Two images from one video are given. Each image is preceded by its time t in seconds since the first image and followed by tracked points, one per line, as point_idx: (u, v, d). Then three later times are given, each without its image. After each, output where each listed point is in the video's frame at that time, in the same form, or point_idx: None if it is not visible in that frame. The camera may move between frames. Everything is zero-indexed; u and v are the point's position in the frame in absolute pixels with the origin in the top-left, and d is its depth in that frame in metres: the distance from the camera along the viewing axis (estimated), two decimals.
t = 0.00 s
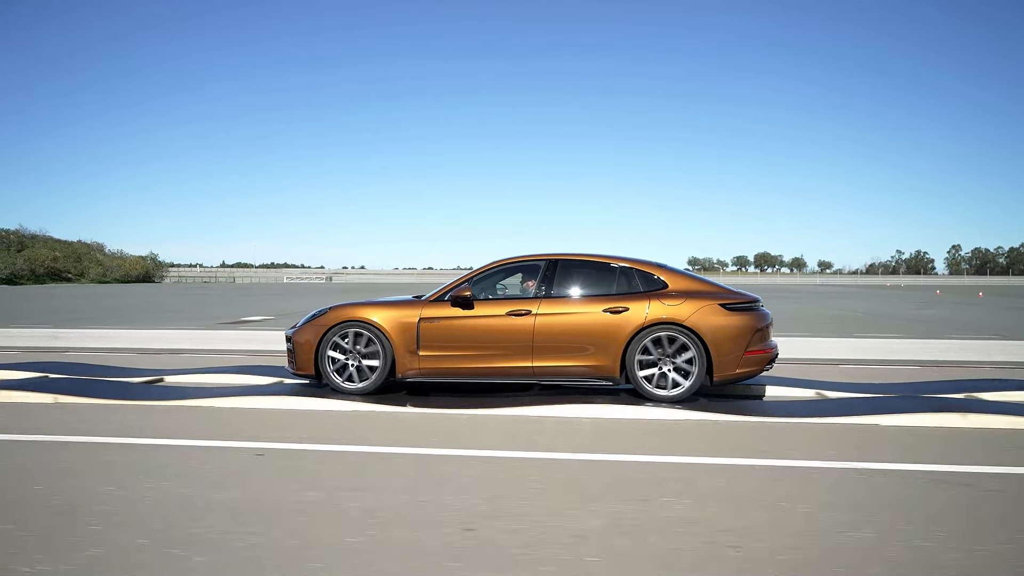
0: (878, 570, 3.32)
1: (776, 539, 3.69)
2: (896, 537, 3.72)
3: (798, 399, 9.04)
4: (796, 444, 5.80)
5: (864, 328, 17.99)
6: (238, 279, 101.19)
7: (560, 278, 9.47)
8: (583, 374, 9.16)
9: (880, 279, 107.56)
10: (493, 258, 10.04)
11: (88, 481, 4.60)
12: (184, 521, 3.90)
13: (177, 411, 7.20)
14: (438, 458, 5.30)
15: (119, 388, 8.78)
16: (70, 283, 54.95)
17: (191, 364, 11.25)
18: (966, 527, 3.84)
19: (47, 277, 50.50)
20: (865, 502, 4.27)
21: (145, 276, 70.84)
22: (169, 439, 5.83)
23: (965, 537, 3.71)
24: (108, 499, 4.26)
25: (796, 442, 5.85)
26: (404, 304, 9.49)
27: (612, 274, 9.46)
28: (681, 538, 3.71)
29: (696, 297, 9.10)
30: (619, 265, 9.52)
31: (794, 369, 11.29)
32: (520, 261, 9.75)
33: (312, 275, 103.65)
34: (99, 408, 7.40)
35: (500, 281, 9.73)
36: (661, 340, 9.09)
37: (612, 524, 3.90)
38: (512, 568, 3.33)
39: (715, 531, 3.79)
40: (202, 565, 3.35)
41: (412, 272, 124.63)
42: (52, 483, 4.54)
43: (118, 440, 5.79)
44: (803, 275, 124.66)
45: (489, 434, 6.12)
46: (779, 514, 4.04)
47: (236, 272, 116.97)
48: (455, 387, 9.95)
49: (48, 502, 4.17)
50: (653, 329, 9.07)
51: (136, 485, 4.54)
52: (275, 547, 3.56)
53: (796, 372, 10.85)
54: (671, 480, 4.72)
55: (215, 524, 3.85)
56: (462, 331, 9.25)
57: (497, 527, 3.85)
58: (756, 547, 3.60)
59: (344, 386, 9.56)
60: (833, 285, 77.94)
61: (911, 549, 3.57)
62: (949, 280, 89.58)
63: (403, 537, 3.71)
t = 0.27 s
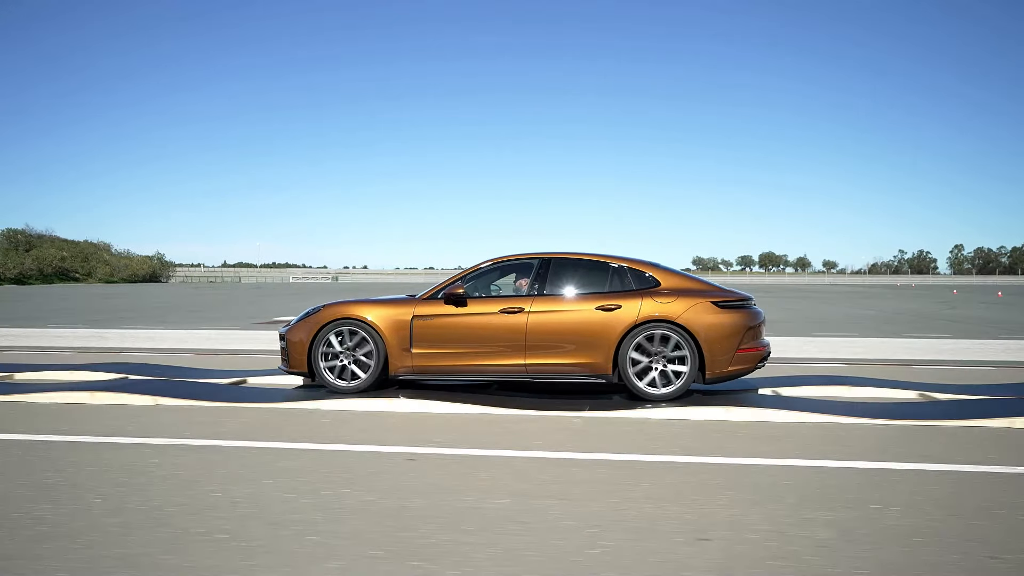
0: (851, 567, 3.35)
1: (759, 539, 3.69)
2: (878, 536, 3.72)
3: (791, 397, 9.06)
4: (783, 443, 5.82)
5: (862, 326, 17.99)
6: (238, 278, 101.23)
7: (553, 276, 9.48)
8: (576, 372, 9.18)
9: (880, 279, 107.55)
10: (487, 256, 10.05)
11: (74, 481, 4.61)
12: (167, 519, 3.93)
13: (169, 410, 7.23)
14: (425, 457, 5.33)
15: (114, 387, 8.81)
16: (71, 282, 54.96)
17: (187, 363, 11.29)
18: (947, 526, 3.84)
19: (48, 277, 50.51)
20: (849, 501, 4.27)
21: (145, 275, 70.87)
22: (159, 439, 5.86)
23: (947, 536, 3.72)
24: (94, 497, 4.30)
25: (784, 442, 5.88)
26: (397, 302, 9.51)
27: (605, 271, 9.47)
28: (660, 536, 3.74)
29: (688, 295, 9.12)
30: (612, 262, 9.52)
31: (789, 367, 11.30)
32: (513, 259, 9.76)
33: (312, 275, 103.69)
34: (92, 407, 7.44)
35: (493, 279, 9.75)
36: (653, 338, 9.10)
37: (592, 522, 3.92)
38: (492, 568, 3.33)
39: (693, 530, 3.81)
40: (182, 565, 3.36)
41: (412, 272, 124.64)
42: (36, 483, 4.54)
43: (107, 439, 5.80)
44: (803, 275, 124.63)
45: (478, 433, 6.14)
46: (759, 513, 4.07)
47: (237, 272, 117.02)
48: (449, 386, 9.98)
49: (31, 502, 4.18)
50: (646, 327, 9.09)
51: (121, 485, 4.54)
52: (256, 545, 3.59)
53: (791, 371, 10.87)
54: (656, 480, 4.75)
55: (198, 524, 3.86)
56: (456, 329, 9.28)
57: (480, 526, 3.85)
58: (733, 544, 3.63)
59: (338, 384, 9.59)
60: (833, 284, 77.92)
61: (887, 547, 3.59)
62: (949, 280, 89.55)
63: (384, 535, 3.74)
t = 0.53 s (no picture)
0: (825, 568, 3.36)
1: (738, 541, 3.67)
2: (857, 540, 3.69)
3: (782, 397, 9.07)
4: (769, 443, 5.83)
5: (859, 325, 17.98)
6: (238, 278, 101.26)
7: (545, 277, 9.49)
8: (568, 372, 9.19)
9: (880, 278, 107.52)
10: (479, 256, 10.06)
11: (53, 484, 4.58)
12: (147, 521, 3.94)
13: (158, 411, 7.25)
14: (410, 457, 5.34)
15: (106, 388, 8.82)
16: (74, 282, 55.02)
17: (181, 364, 11.30)
18: (927, 528, 3.83)
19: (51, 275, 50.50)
20: (832, 503, 4.25)
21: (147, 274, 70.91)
22: (146, 439, 5.87)
23: (926, 538, 3.70)
24: (76, 499, 4.31)
25: (771, 442, 5.88)
26: (390, 302, 9.52)
27: (596, 271, 9.48)
28: (637, 537, 3.75)
29: (680, 295, 9.13)
30: (604, 262, 9.53)
31: (783, 367, 11.31)
32: (506, 259, 9.77)
33: (312, 275, 103.72)
34: (82, 408, 7.46)
35: (485, 280, 9.76)
36: (643, 342, 9.11)
37: (571, 522, 3.93)
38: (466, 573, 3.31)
39: (670, 531, 3.82)
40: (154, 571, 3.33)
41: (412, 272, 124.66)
42: (18, 485, 4.55)
43: (93, 440, 5.79)
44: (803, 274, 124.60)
45: (465, 433, 6.15)
46: (738, 513, 4.08)
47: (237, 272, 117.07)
48: (442, 386, 9.99)
49: (11, 504, 4.18)
50: (637, 328, 9.10)
51: (101, 487, 4.53)
52: (234, 547, 3.61)
53: (784, 371, 10.87)
54: (638, 480, 4.75)
55: (175, 527, 3.84)
56: (448, 329, 9.29)
57: (459, 529, 3.83)
58: (709, 544, 3.64)
59: (330, 385, 9.60)
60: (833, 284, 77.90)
61: (863, 547, 3.60)
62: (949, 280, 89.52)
63: (362, 536, 3.75)
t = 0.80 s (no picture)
0: (795, 558, 3.35)
1: (711, 533, 3.66)
2: (833, 533, 3.66)
3: (773, 396, 9.06)
4: (753, 440, 5.83)
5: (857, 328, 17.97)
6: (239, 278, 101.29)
7: (536, 276, 9.49)
8: (559, 371, 9.19)
9: (880, 279, 107.47)
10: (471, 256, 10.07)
11: (29, 477, 4.57)
12: (122, 512, 3.94)
13: (146, 407, 7.24)
14: (392, 453, 5.33)
15: (97, 386, 8.83)
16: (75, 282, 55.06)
17: (175, 363, 11.31)
18: (902, 521, 3.82)
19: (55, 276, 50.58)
20: (810, 498, 4.22)
21: (149, 275, 70.97)
22: (131, 435, 5.87)
23: (899, 531, 3.69)
24: (53, 490, 4.30)
25: (756, 438, 5.87)
26: (381, 302, 9.53)
27: (587, 271, 9.48)
28: (611, 528, 3.74)
29: (671, 294, 9.14)
30: (595, 262, 9.54)
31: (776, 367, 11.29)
32: (497, 259, 9.78)
33: (312, 275, 103.74)
34: (70, 404, 7.46)
35: (476, 280, 9.76)
36: (635, 336, 9.12)
37: (547, 516, 3.92)
38: (434, 565, 3.27)
39: (645, 523, 3.81)
40: (118, 561, 3.30)
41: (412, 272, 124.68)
42: None
43: (75, 436, 5.77)
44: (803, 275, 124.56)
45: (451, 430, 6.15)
46: (715, 506, 4.07)
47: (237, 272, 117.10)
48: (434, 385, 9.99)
49: None
50: (628, 327, 9.11)
51: (77, 480, 4.51)
52: (206, 536, 3.60)
53: (777, 370, 10.86)
54: (619, 475, 4.75)
55: (145, 520, 3.81)
56: (439, 328, 9.29)
57: (431, 523, 3.80)
58: (682, 535, 3.63)
59: (322, 384, 9.60)
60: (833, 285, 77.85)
61: (836, 539, 3.60)
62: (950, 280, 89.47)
63: (335, 527, 3.74)
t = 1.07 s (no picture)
0: (773, 561, 3.38)
1: (691, 535, 3.68)
2: (811, 535, 3.69)
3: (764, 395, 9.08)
4: (740, 439, 5.85)
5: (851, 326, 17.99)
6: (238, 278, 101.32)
7: (527, 275, 9.52)
8: (551, 369, 9.22)
9: (879, 278, 107.48)
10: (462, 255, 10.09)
11: (14, 478, 4.59)
12: (107, 513, 3.96)
13: (137, 407, 7.27)
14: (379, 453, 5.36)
15: (89, 386, 8.84)
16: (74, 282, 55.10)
17: (169, 362, 11.33)
18: (881, 523, 3.84)
19: (55, 275, 50.59)
20: (791, 499, 4.25)
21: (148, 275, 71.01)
22: (120, 434, 5.89)
23: (878, 533, 3.71)
24: (39, 491, 4.32)
25: (742, 438, 5.90)
26: (373, 301, 9.56)
27: (578, 269, 9.50)
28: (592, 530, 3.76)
29: (661, 293, 9.16)
30: (586, 261, 9.56)
31: (768, 366, 11.32)
32: (488, 258, 9.80)
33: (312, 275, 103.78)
34: (61, 404, 7.48)
35: (468, 278, 9.78)
36: (626, 338, 9.14)
37: (529, 517, 3.94)
38: (413, 567, 3.30)
39: (626, 524, 3.83)
40: (98, 564, 3.33)
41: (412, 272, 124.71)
42: None
43: (64, 436, 5.79)
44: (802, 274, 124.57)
45: (439, 429, 6.17)
46: (697, 508, 4.09)
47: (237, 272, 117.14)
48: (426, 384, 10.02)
49: None
50: (619, 325, 9.13)
51: (62, 481, 4.53)
52: (190, 539, 3.63)
53: (769, 369, 10.89)
54: (603, 476, 4.77)
55: (129, 522, 3.83)
56: (431, 327, 9.31)
57: (413, 524, 3.82)
58: (662, 538, 3.65)
59: (314, 384, 9.63)
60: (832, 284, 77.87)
61: (814, 541, 3.62)
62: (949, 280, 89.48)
63: (318, 529, 3.77)
